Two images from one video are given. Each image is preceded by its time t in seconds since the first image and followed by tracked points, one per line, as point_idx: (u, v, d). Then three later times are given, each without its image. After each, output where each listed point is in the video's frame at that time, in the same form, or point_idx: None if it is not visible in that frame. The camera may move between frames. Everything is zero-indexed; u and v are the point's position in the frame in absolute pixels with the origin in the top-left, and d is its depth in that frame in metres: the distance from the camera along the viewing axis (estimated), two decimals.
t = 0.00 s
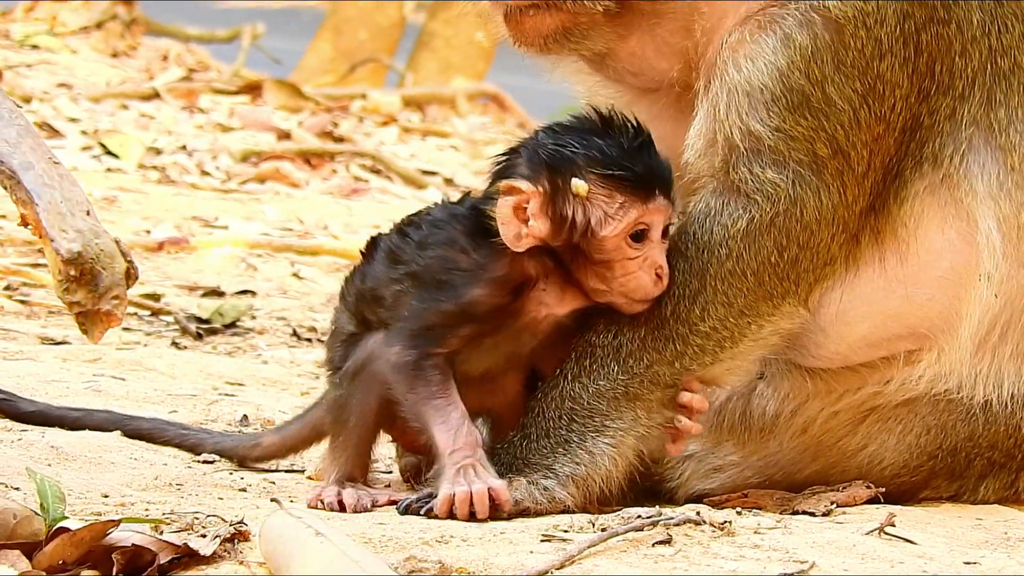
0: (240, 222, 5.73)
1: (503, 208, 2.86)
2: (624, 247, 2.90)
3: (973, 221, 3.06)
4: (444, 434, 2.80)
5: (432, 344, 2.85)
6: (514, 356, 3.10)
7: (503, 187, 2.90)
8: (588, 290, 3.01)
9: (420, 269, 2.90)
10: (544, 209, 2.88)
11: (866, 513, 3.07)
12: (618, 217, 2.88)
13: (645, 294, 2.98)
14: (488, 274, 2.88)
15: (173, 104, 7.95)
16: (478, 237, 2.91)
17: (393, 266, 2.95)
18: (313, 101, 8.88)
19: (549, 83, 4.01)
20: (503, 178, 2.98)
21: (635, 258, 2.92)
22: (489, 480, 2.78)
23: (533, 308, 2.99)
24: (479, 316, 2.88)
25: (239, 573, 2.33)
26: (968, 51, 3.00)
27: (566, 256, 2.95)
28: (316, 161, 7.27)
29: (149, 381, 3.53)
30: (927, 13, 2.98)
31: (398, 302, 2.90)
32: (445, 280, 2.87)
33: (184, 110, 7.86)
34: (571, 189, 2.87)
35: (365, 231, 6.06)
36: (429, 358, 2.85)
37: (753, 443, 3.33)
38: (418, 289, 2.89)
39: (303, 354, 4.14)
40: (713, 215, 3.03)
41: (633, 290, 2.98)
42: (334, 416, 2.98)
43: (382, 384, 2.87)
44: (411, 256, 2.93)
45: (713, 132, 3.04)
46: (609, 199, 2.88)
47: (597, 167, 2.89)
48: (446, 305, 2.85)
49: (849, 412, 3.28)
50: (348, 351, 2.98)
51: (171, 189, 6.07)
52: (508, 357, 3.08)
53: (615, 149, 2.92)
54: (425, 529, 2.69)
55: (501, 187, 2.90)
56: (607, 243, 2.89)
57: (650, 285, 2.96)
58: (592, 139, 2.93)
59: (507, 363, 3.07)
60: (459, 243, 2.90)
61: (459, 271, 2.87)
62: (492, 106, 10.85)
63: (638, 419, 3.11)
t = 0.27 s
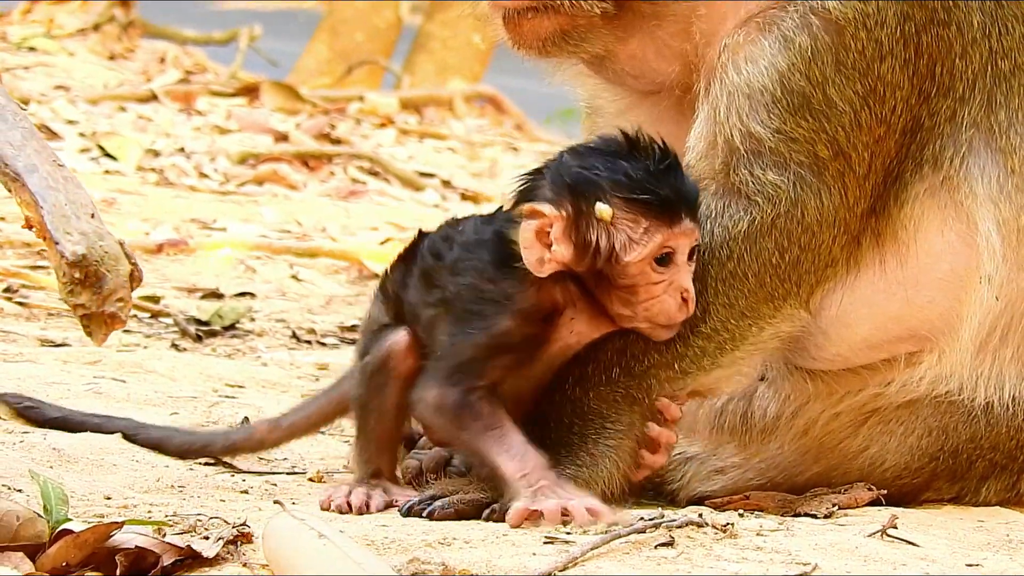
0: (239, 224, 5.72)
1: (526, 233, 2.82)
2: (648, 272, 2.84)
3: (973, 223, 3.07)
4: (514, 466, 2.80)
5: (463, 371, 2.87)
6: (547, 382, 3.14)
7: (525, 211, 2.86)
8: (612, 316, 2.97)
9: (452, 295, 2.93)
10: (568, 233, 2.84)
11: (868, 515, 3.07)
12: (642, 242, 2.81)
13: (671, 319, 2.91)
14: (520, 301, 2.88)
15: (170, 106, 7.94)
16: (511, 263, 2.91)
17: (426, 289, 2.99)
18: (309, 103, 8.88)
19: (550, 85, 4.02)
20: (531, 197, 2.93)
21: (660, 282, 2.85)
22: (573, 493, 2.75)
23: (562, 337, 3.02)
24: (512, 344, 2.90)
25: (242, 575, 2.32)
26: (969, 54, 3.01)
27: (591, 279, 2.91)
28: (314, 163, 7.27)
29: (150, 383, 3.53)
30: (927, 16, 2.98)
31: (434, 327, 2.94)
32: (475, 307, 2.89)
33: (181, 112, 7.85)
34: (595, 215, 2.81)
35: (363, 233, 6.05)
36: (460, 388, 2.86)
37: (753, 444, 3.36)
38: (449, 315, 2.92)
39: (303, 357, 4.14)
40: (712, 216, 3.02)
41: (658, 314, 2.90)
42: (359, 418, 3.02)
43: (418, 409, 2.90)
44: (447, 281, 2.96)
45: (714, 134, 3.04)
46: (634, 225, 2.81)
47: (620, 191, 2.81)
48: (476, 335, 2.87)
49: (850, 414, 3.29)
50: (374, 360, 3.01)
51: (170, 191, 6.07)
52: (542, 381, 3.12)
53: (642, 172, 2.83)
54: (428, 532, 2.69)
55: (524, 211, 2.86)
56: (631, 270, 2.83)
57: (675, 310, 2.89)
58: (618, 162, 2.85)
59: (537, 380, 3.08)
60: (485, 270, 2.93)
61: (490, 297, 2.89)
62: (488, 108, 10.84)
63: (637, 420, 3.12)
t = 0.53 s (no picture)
0: (240, 227, 5.72)
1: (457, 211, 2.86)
2: (530, 234, 2.76)
3: (974, 226, 3.07)
4: (506, 475, 2.79)
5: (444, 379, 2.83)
6: (541, 376, 3.08)
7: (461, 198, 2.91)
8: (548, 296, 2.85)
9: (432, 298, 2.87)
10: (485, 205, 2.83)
11: (869, 517, 3.07)
12: (515, 205, 2.77)
13: (555, 282, 2.76)
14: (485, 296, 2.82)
15: (170, 110, 7.95)
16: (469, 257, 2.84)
17: (420, 288, 2.90)
18: (310, 108, 8.88)
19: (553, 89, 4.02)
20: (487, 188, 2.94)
21: (545, 244, 2.75)
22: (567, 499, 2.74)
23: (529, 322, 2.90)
24: (485, 342, 2.85)
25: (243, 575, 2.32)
26: (971, 57, 3.01)
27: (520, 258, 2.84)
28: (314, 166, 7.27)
29: (151, 386, 3.53)
30: (929, 19, 2.99)
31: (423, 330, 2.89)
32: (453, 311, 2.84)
33: (182, 116, 7.86)
34: (493, 182, 2.82)
35: (364, 237, 6.05)
36: (449, 402, 2.82)
37: (755, 445, 3.37)
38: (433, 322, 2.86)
39: (304, 359, 4.14)
40: (715, 220, 3.03)
41: (544, 279, 2.76)
42: (361, 422, 3.03)
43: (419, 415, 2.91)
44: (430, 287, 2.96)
45: (715, 137, 3.05)
46: (521, 189, 2.77)
47: (518, 157, 2.80)
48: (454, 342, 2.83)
49: (851, 416, 3.30)
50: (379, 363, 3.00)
51: (170, 194, 6.07)
52: (537, 377, 3.07)
53: (550, 138, 2.80)
54: (429, 533, 2.69)
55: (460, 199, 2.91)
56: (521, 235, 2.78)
57: (559, 271, 2.74)
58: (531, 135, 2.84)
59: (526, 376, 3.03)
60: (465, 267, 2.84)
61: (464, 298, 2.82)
62: (489, 113, 10.85)
63: (638, 422, 3.14)
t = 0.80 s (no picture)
0: (239, 227, 5.73)
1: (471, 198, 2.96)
2: (530, 226, 2.80)
3: (973, 226, 3.08)
4: (487, 463, 2.78)
5: (449, 363, 2.89)
6: (551, 372, 3.11)
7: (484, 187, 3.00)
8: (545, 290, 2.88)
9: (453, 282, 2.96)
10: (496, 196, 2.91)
11: (868, 517, 3.08)
12: (521, 194, 2.83)
13: (551, 277, 2.74)
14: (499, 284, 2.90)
15: (170, 110, 7.95)
16: (486, 244, 2.93)
17: (444, 274, 3.00)
18: (309, 108, 8.89)
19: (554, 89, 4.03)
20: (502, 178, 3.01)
21: (544, 238, 2.77)
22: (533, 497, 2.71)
23: (537, 324, 2.94)
24: (493, 328, 2.91)
25: (243, 575, 2.32)
26: (970, 58, 3.02)
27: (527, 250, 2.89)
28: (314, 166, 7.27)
29: (151, 386, 3.53)
30: (928, 19, 2.99)
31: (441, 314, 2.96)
32: (470, 293, 2.92)
33: (181, 116, 7.86)
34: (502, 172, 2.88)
35: (363, 237, 6.05)
36: (451, 384, 2.87)
37: (754, 445, 3.37)
38: (451, 303, 2.94)
39: (303, 359, 4.14)
40: (715, 219, 3.04)
41: (540, 271, 2.76)
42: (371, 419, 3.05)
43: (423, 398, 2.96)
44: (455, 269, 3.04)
45: (715, 137, 3.06)
46: (525, 178, 2.83)
47: (526, 149, 2.86)
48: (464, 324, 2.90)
49: (850, 416, 3.30)
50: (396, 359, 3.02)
51: (169, 194, 6.07)
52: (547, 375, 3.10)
53: (557, 130, 2.85)
54: (428, 533, 2.69)
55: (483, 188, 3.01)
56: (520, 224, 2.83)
57: (556, 265, 2.73)
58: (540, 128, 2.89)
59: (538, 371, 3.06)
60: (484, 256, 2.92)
61: (479, 284, 2.91)
62: (488, 113, 10.85)
63: (639, 424, 3.15)
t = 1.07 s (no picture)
0: (239, 225, 5.72)
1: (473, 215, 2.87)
2: (549, 257, 2.77)
3: (974, 223, 3.08)
4: (489, 473, 2.77)
5: (450, 376, 2.86)
6: (550, 384, 3.09)
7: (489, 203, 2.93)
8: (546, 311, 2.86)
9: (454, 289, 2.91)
10: (505, 218, 2.84)
11: (869, 513, 3.08)
12: (538, 225, 2.77)
13: (571, 308, 2.76)
14: (498, 302, 2.85)
15: (169, 108, 7.95)
16: (486, 260, 2.88)
17: (444, 283, 2.96)
18: (308, 107, 8.89)
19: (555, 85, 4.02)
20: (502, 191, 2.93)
21: (562, 269, 2.76)
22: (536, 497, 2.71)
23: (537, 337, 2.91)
24: (493, 344, 2.87)
25: (246, 571, 2.31)
26: (971, 55, 3.01)
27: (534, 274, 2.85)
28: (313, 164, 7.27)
29: (152, 383, 3.53)
30: (929, 16, 2.99)
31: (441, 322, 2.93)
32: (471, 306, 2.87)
33: (181, 115, 7.86)
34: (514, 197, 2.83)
35: (363, 235, 6.05)
36: (450, 394, 2.85)
37: (755, 442, 3.38)
38: (451, 311, 2.90)
39: (304, 357, 4.14)
40: (717, 216, 3.04)
41: (560, 305, 2.76)
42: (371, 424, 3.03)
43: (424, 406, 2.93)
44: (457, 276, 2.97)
45: (716, 134, 3.06)
46: (540, 209, 2.78)
47: (541, 177, 2.79)
48: (463, 339, 2.86)
49: (851, 413, 3.30)
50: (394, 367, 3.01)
51: (169, 192, 6.07)
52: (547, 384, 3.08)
53: (569, 158, 2.79)
54: (430, 529, 2.69)
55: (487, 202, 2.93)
56: (537, 255, 2.78)
57: (576, 298, 2.74)
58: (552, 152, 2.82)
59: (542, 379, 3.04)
60: (486, 266, 2.88)
61: (481, 297, 2.87)
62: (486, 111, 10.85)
63: (641, 421, 3.14)
